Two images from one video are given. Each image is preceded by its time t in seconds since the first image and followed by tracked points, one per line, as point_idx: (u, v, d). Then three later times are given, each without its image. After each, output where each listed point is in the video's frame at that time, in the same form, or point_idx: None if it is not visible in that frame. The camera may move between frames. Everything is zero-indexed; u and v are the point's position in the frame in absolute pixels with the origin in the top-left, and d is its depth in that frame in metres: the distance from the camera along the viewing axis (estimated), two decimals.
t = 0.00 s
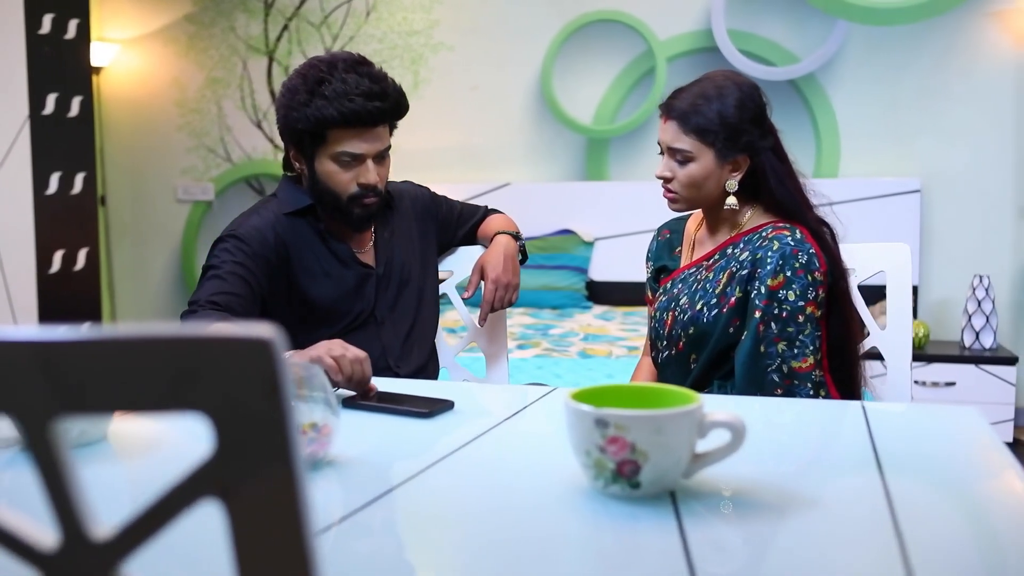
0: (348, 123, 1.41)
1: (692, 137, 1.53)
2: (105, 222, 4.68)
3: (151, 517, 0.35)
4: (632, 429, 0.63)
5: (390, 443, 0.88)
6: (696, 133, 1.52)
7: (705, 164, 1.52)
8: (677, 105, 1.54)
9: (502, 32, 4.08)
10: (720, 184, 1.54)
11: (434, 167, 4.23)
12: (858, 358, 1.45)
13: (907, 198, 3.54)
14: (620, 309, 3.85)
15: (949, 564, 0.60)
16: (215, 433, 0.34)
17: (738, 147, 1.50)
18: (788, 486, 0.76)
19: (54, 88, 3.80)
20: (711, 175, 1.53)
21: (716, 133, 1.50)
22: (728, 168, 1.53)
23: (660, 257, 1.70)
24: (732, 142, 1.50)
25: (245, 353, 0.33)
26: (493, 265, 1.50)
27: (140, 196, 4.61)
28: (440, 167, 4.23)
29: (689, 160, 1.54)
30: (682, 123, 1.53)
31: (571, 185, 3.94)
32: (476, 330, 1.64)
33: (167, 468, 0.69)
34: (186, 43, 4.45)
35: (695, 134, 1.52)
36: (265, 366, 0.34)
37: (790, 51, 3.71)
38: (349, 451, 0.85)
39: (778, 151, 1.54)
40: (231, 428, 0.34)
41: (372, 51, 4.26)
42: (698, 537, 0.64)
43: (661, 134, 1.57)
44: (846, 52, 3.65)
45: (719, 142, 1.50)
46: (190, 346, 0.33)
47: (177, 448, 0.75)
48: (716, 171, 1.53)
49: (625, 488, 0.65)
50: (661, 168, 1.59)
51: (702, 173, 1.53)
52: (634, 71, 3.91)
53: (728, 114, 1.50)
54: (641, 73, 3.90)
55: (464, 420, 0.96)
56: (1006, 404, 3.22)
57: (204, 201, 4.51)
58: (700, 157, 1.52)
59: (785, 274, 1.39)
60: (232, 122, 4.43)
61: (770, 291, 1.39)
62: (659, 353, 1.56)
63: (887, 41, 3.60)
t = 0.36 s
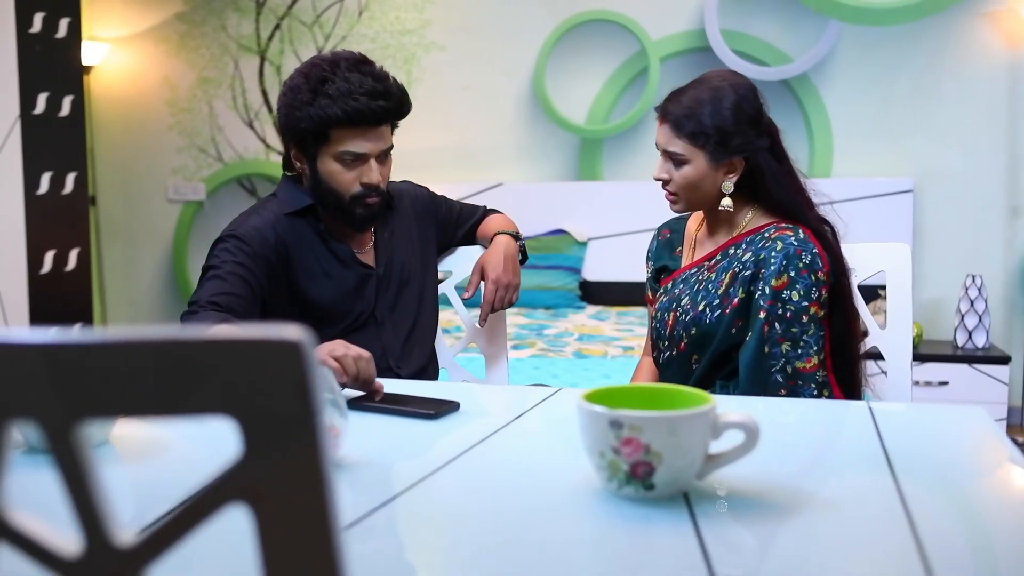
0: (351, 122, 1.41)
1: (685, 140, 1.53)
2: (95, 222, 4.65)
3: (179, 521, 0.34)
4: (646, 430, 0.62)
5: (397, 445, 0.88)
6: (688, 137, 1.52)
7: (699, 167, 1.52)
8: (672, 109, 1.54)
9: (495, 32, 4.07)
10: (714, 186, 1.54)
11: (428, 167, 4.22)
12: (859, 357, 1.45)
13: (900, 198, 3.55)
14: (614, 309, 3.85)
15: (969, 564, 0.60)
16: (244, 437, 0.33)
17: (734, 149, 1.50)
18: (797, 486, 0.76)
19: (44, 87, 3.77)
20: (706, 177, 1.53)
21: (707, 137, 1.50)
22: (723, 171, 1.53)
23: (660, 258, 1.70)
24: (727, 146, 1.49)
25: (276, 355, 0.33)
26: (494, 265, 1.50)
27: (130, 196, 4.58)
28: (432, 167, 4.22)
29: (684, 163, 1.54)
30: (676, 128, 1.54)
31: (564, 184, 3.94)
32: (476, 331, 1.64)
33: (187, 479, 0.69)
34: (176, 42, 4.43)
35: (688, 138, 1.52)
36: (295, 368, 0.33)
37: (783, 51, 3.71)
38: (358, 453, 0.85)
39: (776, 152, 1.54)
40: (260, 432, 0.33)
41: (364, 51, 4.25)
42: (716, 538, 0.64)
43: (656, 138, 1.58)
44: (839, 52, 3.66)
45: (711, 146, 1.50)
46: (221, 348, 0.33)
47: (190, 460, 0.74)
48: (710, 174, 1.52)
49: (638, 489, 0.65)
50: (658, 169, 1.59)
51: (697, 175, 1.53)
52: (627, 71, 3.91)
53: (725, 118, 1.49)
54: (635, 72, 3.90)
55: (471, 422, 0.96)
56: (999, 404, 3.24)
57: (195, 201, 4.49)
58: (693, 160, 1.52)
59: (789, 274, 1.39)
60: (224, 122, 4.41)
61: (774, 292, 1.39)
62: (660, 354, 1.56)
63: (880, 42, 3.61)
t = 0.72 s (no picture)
0: (352, 121, 1.40)
1: (685, 138, 1.53)
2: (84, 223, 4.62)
3: (207, 524, 0.35)
4: (660, 432, 0.62)
5: (404, 447, 0.87)
6: (688, 135, 1.52)
7: (699, 165, 1.52)
8: (673, 108, 1.54)
9: (486, 31, 4.07)
10: (714, 185, 1.54)
11: (420, 167, 4.21)
12: (860, 358, 1.46)
13: (892, 198, 3.57)
14: (606, 309, 3.85)
15: (986, 565, 0.60)
16: (273, 442, 0.34)
17: (735, 148, 1.50)
18: (806, 486, 0.76)
19: (34, 87, 3.74)
20: (706, 176, 1.53)
21: (708, 135, 1.50)
22: (723, 170, 1.53)
23: (660, 258, 1.70)
24: (727, 144, 1.49)
25: (307, 358, 0.33)
26: (493, 265, 1.49)
27: (120, 196, 4.55)
28: (424, 167, 4.21)
29: (683, 161, 1.54)
30: (678, 124, 1.54)
31: (556, 184, 3.94)
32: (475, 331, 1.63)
33: (193, 488, 0.68)
34: (167, 41, 4.40)
35: (689, 135, 1.52)
36: (325, 371, 0.33)
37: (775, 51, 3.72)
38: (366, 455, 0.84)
39: (776, 153, 1.54)
40: (289, 437, 0.34)
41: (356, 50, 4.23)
42: (733, 539, 0.64)
43: (656, 136, 1.58)
44: (831, 53, 3.67)
45: (711, 144, 1.50)
46: (251, 352, 0.33)
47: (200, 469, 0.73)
48: (710, 172, 1.52)
49: (652, 490, 0.65)
50: (658, 167, 1.60)
51: (696, 173, 1.53)
52: (620, 70, 3.91)
53: (727, 117, 1.49)
54: (627, 72, 3.90)
55: (477, 424, 0.95)
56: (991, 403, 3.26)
57: (186, 201, 4.47)
58: (694, 158, 1.52)
59: (790, 275, 1.39)
60: (214, 122, 4.39)
61: (775, 293, 1.39)
62: (660, 355, 1.57)
63: (872, 42, 3.63)
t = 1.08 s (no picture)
0: (352, 119, 1.40)
1: (690, 135, 1.53)
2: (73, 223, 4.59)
3: (228, 531, 0.35)
4: (672, 433, 0.62)
5: (410, 448, 0.86)
6: (693, 131, 1.52)
7: (702, 163, 1.52)
8: (679, 103, 1.54)
9: (478, 31, 4.06)
10: (717, 183, 1.54)
11: (412, 167, 4.21)
12: (859, 358, 1.46)
13: (884, 198, 3.58)
14: (599, 309, 3.85)
15: (1002, 565, 0.60)
16: (300, 446, 0.34)
17: (738, 147, 1.50)
18: (813, 486, 0.76)
19: (24, 86, 3.71)
20: (708, 173, 1.53)
21: (713, 132, 1.50)
22: (726, 168, 1.53)
23: (660, 258, 1.70)
24: (731, 141, 1.50)
25: (335, 358, 0.33)
26: (492, 265, 1.49)
27: (109, 196, 4.52)
28: (416, 167, 4.21)
29: (686, 158, 1.54)
30: (682, 121, 1.53)
31: (548, 184, 3.94)
32: (474, 332, 1.63)
33: (206, 486, 0.70)
34: (157, 40, 4.38)
35: (693, 132, 1.52)
36: (353, 372, 0.33)
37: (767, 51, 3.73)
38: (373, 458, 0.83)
39: (779, 153, 1.55)
40: (317, 442, 0.34)
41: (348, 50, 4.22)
42: (748, 539, 0.64)
43: (660, 131, 1.58)
44: (824, 53, 3.68)
45: (715, 141, 1.50)
46: (277, 354, 0.33)
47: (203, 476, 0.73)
48: (713, 170, 1.53)
49: (663, 491, 0.65)
50: (660, 164, 1.59)
51: (699, 171, 1.53)
52: (612, 70, 3.91)
53: (732, 114, 1.49)
54: (620, 72, 3.90)
55: (482, 425, 0.95)
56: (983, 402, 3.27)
57: (176, 201, 4.44)
58: (697, 155, 1.52)
59: (792, 276, 1.39)
60: (205, 122, 4.37)
61: (777, 294, 1.39)
62: (660, 356, 1.57)
63: (864, 42, 3.64)
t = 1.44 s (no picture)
0: (349, 116, 1.39)
1: (693, 133, 1.53)
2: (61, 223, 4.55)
3: (261, 531, 0.38)
4: (685, 433, 0.63)
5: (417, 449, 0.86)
6: (697, 129, 1.52)
7: (705, 161, 1.52)
8: (683, 101, 1.54)
9: (469, 30, 4.06)
10: (718, 182, 1.54)
11: (404, 167, 4.19)
12: (859, 357, 1.46)
13: (875, 198, 3.60)
14: (591, 309, 3.85)
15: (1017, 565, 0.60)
16: (330, 447, 0.37)
17: (741, 146, 1.50)
18: (817, 484, 0.76)
19: (12, 84, 3.67)
20: (710, 173, 1.53)
21: (716, 131, 1.50)
22: (728, 168, 1.53)
23: (659, 258, 1.70)
24: (734, 141, 1.50)
25: (365, 362, 0.36)
26: (491, 266, 1.48)
27: (98, 197, 4.49)
28: (407, 167, 4.20)
29: (689, 155, 1.54)
30: (686, 118, 1.54)
31: (539, 184, 3.93)
32: (472, 332, 1.62)
33: (214, 489, 0.72)
34: (146, 40, 4.35)
35: (697, 130, 1.52)
36: (383, 375, 0.36)
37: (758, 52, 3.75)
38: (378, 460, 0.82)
39: (781, 154, 1.55)
40: (342, 441, 0.37)
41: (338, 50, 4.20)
42: (762, 539, 0.64)
43: (663, 129, 1.58)
44: (814, 53, 3.70)
45: (719, 140, 1.50)
46: (310, 356, 0.36)
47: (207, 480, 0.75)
48: (715, 169, 1.53)
49: (674, 491, 0.66)
50: (661, 162, 1.59)
51: (702, 169, 1.53)
52: (603, 71, 3.91)
53: (735, 113, 1.50)
54: (611, 72, 3.90)
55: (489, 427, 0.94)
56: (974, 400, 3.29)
57: (165, 201, 4.42)
58: (700, 154, 1.52)
59: (793, 276, 1.40)
60: (194, 121, 4.35)
61: (778, 294, 1.39)
62: (660, 355, 1.57)
63: (855, 43, 3.65)
